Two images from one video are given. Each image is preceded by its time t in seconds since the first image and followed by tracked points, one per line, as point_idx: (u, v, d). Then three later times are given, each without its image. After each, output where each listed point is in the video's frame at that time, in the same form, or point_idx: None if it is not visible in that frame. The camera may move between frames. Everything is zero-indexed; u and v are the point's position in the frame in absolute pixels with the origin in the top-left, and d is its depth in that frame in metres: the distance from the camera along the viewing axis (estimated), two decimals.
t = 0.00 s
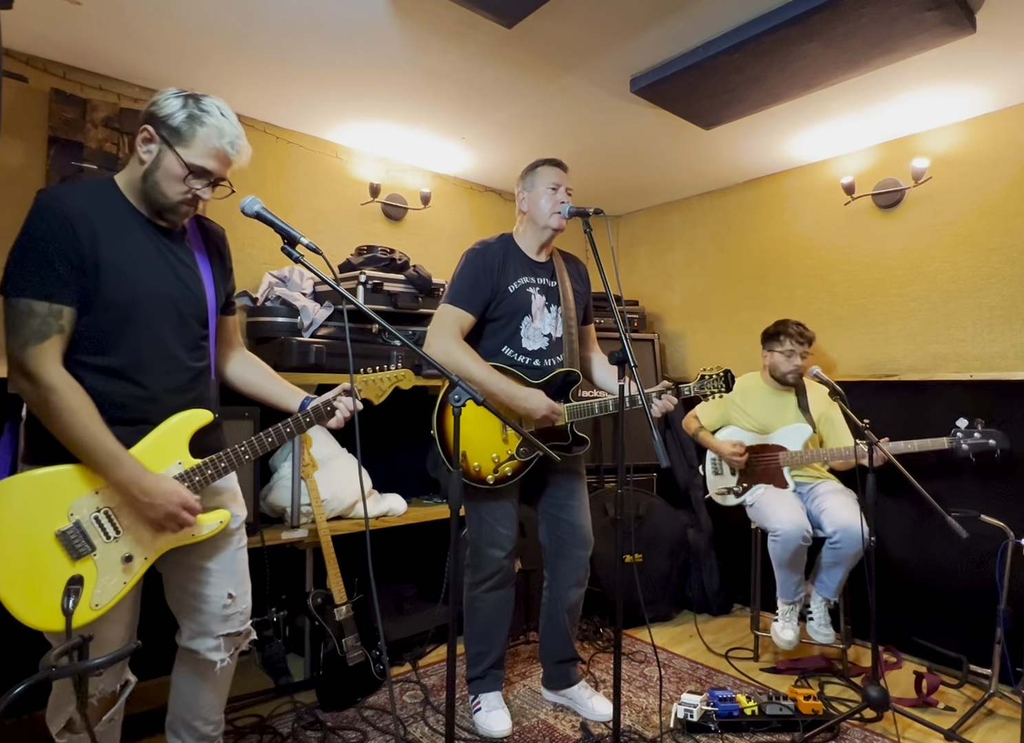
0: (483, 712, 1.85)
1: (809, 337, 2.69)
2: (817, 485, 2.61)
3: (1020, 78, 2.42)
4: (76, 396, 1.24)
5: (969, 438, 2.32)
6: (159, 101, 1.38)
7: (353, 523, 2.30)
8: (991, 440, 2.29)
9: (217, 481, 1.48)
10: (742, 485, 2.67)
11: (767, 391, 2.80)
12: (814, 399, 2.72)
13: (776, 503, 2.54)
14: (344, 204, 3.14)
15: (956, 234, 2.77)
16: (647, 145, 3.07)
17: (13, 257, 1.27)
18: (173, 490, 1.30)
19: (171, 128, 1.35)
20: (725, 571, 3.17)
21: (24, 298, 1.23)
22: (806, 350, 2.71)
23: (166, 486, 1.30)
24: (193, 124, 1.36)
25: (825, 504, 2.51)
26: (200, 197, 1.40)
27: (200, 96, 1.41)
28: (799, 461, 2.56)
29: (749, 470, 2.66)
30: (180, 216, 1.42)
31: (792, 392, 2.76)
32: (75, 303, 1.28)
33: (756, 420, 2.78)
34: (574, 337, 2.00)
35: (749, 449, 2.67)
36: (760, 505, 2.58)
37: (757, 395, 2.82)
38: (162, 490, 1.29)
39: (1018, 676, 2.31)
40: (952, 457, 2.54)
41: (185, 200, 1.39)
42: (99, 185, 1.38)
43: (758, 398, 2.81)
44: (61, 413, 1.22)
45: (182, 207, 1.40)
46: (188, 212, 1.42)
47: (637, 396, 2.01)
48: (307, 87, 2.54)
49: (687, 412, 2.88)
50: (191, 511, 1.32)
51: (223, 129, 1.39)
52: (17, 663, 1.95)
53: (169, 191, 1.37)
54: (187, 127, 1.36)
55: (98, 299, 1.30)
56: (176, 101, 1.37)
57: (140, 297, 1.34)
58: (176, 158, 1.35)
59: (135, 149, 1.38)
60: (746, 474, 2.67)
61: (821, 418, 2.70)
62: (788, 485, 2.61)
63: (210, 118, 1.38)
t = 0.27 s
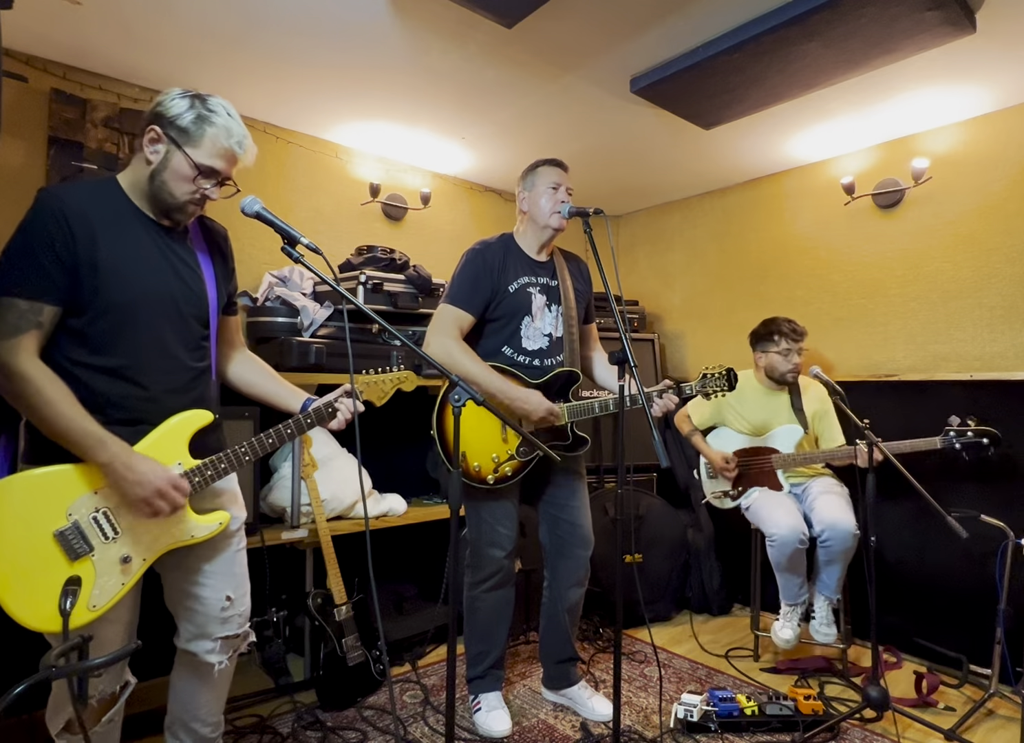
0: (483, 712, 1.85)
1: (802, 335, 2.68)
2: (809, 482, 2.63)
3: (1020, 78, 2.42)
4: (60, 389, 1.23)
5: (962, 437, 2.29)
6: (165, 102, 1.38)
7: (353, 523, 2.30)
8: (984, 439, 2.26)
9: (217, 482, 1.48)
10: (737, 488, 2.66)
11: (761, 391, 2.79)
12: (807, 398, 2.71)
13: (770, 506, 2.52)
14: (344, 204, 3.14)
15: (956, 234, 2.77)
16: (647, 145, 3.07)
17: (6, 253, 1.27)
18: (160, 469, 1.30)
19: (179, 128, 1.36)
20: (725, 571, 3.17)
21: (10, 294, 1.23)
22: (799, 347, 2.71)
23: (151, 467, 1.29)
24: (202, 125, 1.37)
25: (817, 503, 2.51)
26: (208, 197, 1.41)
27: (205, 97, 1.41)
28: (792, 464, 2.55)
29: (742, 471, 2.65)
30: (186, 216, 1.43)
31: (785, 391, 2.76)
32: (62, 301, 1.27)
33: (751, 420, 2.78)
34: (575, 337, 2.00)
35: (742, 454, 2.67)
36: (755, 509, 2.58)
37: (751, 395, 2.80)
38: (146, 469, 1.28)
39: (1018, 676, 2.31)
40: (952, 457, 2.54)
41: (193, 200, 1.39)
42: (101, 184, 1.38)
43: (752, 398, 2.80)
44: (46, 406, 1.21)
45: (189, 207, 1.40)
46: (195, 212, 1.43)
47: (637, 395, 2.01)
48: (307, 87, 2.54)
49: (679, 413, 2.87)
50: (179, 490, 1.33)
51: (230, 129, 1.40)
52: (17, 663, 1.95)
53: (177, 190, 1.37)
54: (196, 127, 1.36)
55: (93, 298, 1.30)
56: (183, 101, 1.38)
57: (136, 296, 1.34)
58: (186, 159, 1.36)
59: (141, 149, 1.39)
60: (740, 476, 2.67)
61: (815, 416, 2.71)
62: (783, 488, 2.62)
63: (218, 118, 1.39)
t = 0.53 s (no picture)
0: (483, 712, 1.85)
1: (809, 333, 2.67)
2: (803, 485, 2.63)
3: (1020, 78, 2.42)
4: (48, 383, 1.23)
5: (959, 449, 2.25)
6: (169, 105, 1.37)
7: (353, 523, 2.30)
8: (982, 452, 2.21)
9: (219, 483, 1.48)
10: (733, 487, 2.66)
11: (763, 388, 2.79)
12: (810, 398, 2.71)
13: (760, 511, 2.55)
14: (345, 204, 3.14)
15: (956, 234, 2.77)
16: (647, 145, 3.07)
17: (6, 254, 1.27)
18: (152, 474, 1.30)
19: (182, 134, 1.35)
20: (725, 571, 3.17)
21: (9, 295, 1.23)
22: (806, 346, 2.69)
23: (144, 471, 1.29)
24: (205, 131, 1.36)
25: (806, 504, 2.51)
26: (208, 203, 1.41)
27: (211, 102, 1.41)
28: (788, 465, 2.56)
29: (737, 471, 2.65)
30: (187, 219, 1.43)
31: (788, 388, 2.75)
32: (62, 301, 1.28)
33: (752, 420, 2.79)
34: (575, 336, 1.99)
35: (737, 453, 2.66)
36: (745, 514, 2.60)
37: (753, 393, 2.81)
38: (136, 474, 1.28)
39: (1018, 676, 2.31)
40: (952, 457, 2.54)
41: (193, 204, 1.40)
42: (102, 184, 1.38)
43: (753, 397, 2.80)
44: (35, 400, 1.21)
45: (190, 211, 1.41)
46: (195, 215, 1.43)
47: (637, 395, 2.01)
48: (307, 87, 2.54)
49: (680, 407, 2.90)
50: (171, 496, 1.32)
51: (234, 137, 1.39)
52: (17, 664, 1.95)
53: (178, 195, 1.38)
54: (199, 134, 1.36)
55: (94, 298, 1.30)
56: (188, 107, 1.37)
57: (137, 296, 1.34)
58: (188, 164, 1.36)
59: (143, 150, 1.38)
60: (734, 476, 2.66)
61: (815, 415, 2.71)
62: (777, 490, 2.61)
63: (221, 125, 1.38)
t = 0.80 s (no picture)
0: (483, 712, 1.85)
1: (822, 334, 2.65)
2: (804, 488, 2.61)
3: (1020, 78, 2.42)
4: (52, 388, 1.23)
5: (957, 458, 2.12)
6: (160, 101, 1.37)
7: (353, 523, 2.30)
8: (981, 464, 2.07)
9: (220, 483, 1.48)
10: (735, 484, 2.69)
11: (774, 386, 2.79)
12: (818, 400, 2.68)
13: (751, 510, 2.57)
14: (345, 204, 3.14)
15: (956, 234, 2.77)
16: (647, 145, 3.07)
17: (7, 254, 1.27)
18: (149, 485, 1.29)
19: (166, 128, 1.34)
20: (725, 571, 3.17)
21: (11, 294, 1.23)
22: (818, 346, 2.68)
23: (143, 481, 1.28)
24: (188, 125, 1.35)
25: (803, 510, 2.50)
26: (193, 199, 1.39)
27: (201, 98, 1.39)
28: (790, 465, 2.55)
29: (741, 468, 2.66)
30: (174, 216, 1.42)
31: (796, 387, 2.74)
32: (64, 301, 1.28)
33: (759, 419, 2.78)
34: (574, 336, 1.99)
35: (743, 449, 2.67)
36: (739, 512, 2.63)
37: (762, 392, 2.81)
38: (135, 484, 1.27)
39: (1018, 676, 2.31)
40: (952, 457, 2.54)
41: (178, 200, 1.38)
42: (101, 184, 1.38)
43: (763, 395, 2.80)
44: (43, 406, 1.21)
45: (176, 207, 1.39)
46: (182, 212, 1.41)
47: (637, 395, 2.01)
48: (307, 87, 2.54)
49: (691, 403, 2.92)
50: (166, 510, 1.31)
51: (218, 131, 1.36)
52: (17, 664, 1.95)
53: (162, 190, 1.36)
54: (182, 128, 1.34)
55: (95, 298, 1.30)
56: (176, 101, 1.36)
57: (138, 296, 1.34)
58: (171, 159, 1.34)
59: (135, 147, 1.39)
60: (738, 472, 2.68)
61: (823, 418, 2.69)
62: (776, 489, 2.61)
63: (206, 119, 1.36)
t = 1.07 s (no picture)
0: (483, 712, 1.85)
1: (828, 333, 2.64)
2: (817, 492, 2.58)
3: (1020, 78, 2.42)
4: (64, 390, 1.23)
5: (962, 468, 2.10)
6: (157, 106, 1.36)
7: (353, 523, 2.30)
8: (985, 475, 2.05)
9: (219, 483, 1.48)
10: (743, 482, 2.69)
11: (785, 386, 2.78)
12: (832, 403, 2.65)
13: (753, 508, 2.58)
14: (345, 204, 3.14)
15: (956, 234, 2.77)
16: (647, 145, 3.07)
17: (13, 255, 1.27)
18: (165, 485, 1.30)
19: (159, 135, 1.33)
20: (725, 571, 3.17)
21: (20, 296, 1.24)
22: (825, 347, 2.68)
23: (157, 481, 1.29)
24: (178, 130, 1.32)
25: (824, 519, 2.47)
26: (188, 206, 1.37)
27: (197, 103, 1.37)
28: (799, 466, 2.54)
29: (752, 469, 2.67)
30: (172, 222, 1.41)
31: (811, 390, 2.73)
32: (72, 301, 1.28)
33: (770, 419, 2.77)
34: (574, 336, 1.99)
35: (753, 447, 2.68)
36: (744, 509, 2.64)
37: (776, 392, 2.80)
38: (153, 485, 1.28)
39: (1018, 676, 2.31)
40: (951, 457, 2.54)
41: (173, 207, 1.37)
42: (103, 185, 1.38)
43: (775, 394, 2.79)
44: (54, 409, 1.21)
45: (171, 214, 1.38)
46: (179, 219, 1.40)
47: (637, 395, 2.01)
48: (307, 87, 2.54)
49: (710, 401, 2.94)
50: (180, 509, 1.32)
51: (209, 138, 1.33)
52: (17, 664, 1.95)
53: (157, 197, 1.35)
54: (173, 135, 1.32)
55: (99, 298, 1.30)
56: (170, 107, 1.35)
57: (140, 297, 1.34)
58: (163, 165, 1.33)
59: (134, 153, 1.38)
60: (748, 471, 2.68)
61: (836, 422, 2.66)
62: (784, 488, 2.61)
63: (197, 126, 1.33)
